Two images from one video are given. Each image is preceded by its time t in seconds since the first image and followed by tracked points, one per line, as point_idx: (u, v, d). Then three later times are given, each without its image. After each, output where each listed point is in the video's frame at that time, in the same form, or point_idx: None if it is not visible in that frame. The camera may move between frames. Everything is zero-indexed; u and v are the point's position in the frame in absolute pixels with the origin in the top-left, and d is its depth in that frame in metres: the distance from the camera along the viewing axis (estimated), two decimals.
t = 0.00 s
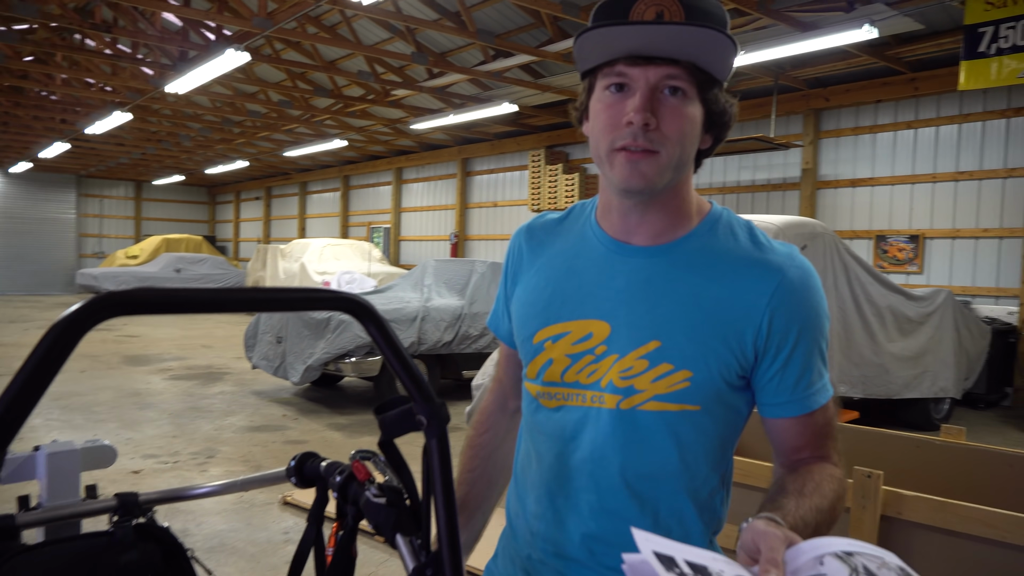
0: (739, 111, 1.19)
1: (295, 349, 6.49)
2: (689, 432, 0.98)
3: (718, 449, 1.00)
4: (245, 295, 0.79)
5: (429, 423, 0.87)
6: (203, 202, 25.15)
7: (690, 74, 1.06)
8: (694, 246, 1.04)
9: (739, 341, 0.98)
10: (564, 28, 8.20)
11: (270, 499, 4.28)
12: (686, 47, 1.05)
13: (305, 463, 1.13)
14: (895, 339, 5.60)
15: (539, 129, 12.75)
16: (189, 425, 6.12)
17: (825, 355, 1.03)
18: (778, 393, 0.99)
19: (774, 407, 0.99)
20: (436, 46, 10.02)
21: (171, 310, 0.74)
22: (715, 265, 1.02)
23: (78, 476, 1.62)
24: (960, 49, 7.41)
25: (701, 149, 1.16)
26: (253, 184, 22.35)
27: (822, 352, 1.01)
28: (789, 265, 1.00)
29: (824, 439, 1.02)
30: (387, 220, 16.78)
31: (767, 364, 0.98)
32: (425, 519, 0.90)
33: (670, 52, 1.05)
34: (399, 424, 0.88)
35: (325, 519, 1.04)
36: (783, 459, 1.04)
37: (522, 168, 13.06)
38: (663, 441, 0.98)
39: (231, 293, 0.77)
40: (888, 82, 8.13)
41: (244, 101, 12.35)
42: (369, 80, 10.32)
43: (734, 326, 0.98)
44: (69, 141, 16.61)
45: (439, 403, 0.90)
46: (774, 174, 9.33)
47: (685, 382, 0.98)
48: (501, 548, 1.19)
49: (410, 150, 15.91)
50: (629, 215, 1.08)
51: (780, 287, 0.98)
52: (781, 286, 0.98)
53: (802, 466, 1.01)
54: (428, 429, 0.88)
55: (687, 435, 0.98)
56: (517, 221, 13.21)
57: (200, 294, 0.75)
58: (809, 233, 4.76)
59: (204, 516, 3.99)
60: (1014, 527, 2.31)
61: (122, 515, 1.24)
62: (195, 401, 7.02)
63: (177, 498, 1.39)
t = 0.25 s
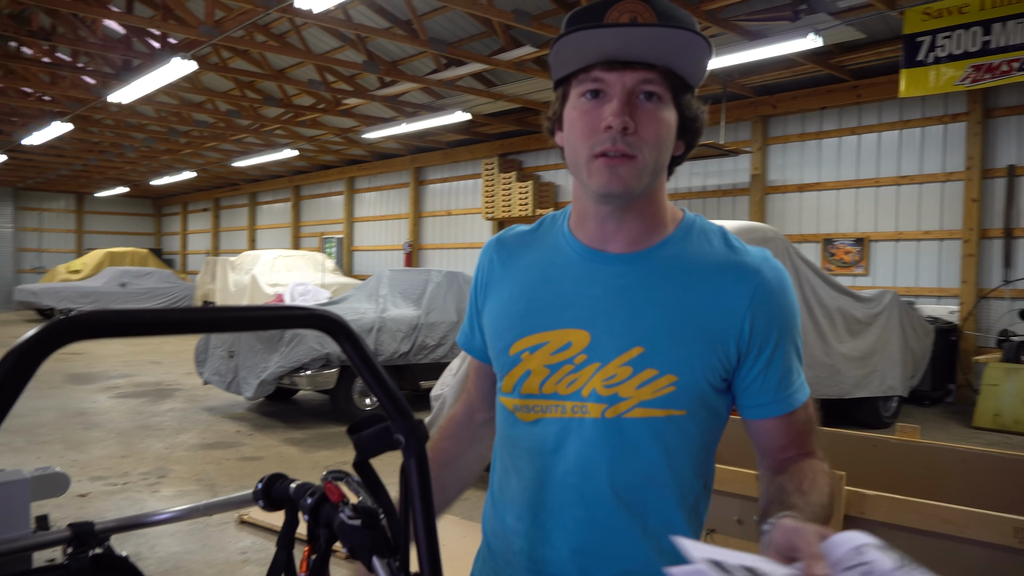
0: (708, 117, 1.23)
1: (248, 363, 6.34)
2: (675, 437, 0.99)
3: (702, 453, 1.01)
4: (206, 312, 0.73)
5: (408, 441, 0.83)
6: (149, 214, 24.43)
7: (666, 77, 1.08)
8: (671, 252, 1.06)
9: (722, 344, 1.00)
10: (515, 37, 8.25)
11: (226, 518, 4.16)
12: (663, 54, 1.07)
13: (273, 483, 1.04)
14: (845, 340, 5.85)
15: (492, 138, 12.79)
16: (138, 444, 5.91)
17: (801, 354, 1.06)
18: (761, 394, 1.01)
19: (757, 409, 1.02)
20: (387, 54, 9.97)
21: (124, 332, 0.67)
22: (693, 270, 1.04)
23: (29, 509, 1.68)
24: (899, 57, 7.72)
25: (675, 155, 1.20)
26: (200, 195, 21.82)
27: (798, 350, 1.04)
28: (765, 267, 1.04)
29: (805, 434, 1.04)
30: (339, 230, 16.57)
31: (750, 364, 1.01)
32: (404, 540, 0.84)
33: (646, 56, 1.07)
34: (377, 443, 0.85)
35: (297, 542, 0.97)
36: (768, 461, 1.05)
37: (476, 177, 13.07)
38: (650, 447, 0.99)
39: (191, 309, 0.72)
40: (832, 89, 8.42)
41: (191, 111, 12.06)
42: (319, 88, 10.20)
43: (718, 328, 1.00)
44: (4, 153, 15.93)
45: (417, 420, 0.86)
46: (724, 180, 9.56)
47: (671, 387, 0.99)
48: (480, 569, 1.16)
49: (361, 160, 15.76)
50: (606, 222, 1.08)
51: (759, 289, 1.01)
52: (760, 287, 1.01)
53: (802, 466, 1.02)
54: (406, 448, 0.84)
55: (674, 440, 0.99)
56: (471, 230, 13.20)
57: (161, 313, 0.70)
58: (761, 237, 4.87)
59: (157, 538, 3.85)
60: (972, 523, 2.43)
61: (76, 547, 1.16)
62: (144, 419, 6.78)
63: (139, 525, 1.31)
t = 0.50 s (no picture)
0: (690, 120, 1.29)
1: (210, 374, 6.20)
2: (669, 440, 1.03)
3: (693, 456, 1.06)
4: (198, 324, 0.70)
5: (399, 457, 0.82)
6: (102, 223, 23.77)
7: (649, 80, 1.14)
8: (657, 258, 1.12)
9: (718, 348, 1.05)
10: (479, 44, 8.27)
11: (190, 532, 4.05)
12: (644, 56, 1.13)
13: (253, 500, 0.97)
14: (808, 345, 6.04)
15: (455, 145, 12.78)
16: (95, 458, 5.72)
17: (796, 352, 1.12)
18: (762, 393, 1.06)
19: (759, 408, 1.07)
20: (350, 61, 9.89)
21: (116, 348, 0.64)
22: (682, 276, 1.09)
23: None
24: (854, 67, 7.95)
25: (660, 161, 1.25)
26: (157, 203, 21.32)
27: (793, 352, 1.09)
28: (754, 267, 1.10)
29: (822, 434, 1.08)
30: (301, 238, 16.35)
31: (746, 366, 1.06)
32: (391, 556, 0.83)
33: (629, 60, 1.13)
34: (364, 459, 0.83)
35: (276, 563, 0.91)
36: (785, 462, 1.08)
37: (439, 184, 13.04)
38: (647, 451, 1.03)
39: (185, 322, 0.68)
40: (789, 98, 8.62)
41: (147, 117, 11.78)
42: (280, 95, 10.08)
43: (715, 332, 1.05)
44: None
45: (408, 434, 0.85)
46: (687, 187, 9.71)
47: (665, 391, 1.03)
48: None
49: (323, 167, 15.60)
50: (593, 227, 1.13)
51: (751, 292, 1.07)
52: (751, 290, 1.07)
53: (826, 459, 1.05)
54: (397, 465, 0.83)
55: (668, 442, 1.03)
56: (435, 237, 13.15)
57: (153, 326, 0.66)
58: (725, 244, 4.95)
59: (117, 555, 3.73)
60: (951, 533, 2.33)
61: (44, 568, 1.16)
62: (101, 433, 6.58)
63: (108, 545, 1.32)
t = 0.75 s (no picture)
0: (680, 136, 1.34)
1: (175, 387, 6.03)
2: (659, 457, 1.06)
3: (683, 472, 1.09)
4: (186, 346, 0.67)
5: (391, 478, 0.81)
6: (60, 232, 23.16)
7: (639, 94, 1.18)
8: (646, 275, 1.15)
9: (709, 365, 1.08)
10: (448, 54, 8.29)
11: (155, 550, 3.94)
12: (636, 72, 1.17)
13: (233, 522, 0.96)
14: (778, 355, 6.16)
15: (424, 155, 12.75)
16: (54, 475, 5.54)
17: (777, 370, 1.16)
18: (746, 410, 1.10)
19: (742, 425, 1.11)
20: (317, 70, 9.82)
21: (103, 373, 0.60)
22: (672, 292, 1.13)
23: None
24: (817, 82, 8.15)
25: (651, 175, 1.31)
26: (118, 212, 20.85)
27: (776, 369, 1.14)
28: (743, 284, 1.15)
29: (792, 452, 1.14)
30: (267, 248, 16.12)
31: (734, 382, 1.10)
32: None
33: (618, 74, 1.17)
34: (355, 480, 0.80)
35: None
36: (752, 480, 1.14)
37: (408, 194, 12.99)
38: (639, 469, 1.05)
39: (173, 345, 0.65)
40: (755, 111, 8.81)
41: (108, 125, 11.54)
42: (247, 104, 9.96)
43: (706, 349, 1.09)
44: None
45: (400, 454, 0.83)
46: (656, 198, 9.84)
47: (658, 408, 1.06)
48: None
49: (289, 176, 15.43)
50: (583, 243, 1.16)
51: (740, 310, 1.11)
52: (741, 307, 1.11)
53: (791, 475, 1.11)
54: (389, 487, 0.82)
55: (660, 458, 1.06)
56: (403, 247, 13.08)
57: (140, 348, 0.62)
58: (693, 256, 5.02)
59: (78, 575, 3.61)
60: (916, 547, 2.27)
61: None
62: (60, 448, 6.37)
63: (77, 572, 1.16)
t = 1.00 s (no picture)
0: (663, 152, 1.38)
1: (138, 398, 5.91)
2: (641, 469, 1.09)
3: (664, 484, 1.11)
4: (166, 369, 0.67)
5: (377, 498, 0.80)
6: (16, 241, 22.48)
7: (619, 108, 1.23)
8: (626, 289, 1.18)
9: (689, 379, 1.11)
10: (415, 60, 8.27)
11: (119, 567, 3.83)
12: (614, 85, 1.22)
13: (211, 544, 0.90)
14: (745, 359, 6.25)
15: (391, 160, 12.67)
16: (11, 490, 5.35)
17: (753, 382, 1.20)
18: (724, 423, 1.14)
19: (717, 438, 1.14)
20: (282, 75, 9.71)
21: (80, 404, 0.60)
22: (652, 306, 1.16)
23: None
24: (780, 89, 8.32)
25: (632, 190, 1.35)
26: (77, 219, 20.31)
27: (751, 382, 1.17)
28: (721, 299, 1.18)
29: (762, 464, 1.18)
30: (232, 255, 15.86)
31: (713, 395, 1.13)
32: None
33: (600, 88, 1.22)
34: (339, 500, 0.78)
35: None
36: (721, 492, 1.19)
37: (375, 200, 12.89)
38: (621, 482, 1.08)
39: (153, 369, 0.65)
40: (720, 118, 8.95)
41: (66, 131, 11.24)
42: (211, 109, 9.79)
43: (686, 362, 1.11)
44: None
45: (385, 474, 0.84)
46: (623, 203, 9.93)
47: (640, 421, 1.09)
48: None
49: (254, 182, 15.21)
50: (563, 255, 1.19)
51: (719, 325, 1.14)
52: (719, 322, 1.15)
53: (760, 489, 1.15)
54: (375, 507, 0.81)
55: (641, 471, 1.09)
56: (371, 253, 12.97)
57: (116, 375, 0.62)
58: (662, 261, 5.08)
59: None
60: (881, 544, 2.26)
61: None
62: (17, 463, 6.16)
63: None
